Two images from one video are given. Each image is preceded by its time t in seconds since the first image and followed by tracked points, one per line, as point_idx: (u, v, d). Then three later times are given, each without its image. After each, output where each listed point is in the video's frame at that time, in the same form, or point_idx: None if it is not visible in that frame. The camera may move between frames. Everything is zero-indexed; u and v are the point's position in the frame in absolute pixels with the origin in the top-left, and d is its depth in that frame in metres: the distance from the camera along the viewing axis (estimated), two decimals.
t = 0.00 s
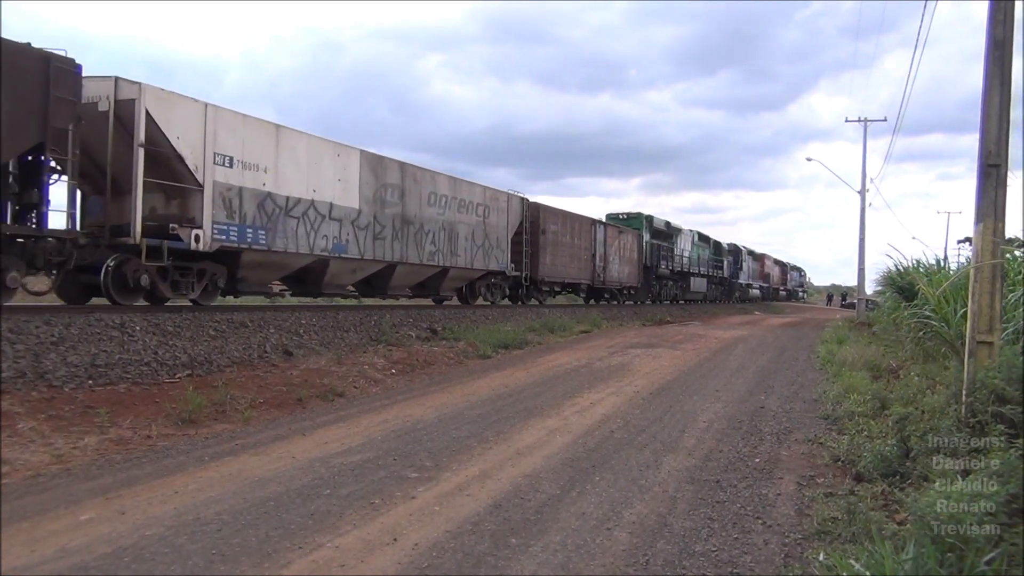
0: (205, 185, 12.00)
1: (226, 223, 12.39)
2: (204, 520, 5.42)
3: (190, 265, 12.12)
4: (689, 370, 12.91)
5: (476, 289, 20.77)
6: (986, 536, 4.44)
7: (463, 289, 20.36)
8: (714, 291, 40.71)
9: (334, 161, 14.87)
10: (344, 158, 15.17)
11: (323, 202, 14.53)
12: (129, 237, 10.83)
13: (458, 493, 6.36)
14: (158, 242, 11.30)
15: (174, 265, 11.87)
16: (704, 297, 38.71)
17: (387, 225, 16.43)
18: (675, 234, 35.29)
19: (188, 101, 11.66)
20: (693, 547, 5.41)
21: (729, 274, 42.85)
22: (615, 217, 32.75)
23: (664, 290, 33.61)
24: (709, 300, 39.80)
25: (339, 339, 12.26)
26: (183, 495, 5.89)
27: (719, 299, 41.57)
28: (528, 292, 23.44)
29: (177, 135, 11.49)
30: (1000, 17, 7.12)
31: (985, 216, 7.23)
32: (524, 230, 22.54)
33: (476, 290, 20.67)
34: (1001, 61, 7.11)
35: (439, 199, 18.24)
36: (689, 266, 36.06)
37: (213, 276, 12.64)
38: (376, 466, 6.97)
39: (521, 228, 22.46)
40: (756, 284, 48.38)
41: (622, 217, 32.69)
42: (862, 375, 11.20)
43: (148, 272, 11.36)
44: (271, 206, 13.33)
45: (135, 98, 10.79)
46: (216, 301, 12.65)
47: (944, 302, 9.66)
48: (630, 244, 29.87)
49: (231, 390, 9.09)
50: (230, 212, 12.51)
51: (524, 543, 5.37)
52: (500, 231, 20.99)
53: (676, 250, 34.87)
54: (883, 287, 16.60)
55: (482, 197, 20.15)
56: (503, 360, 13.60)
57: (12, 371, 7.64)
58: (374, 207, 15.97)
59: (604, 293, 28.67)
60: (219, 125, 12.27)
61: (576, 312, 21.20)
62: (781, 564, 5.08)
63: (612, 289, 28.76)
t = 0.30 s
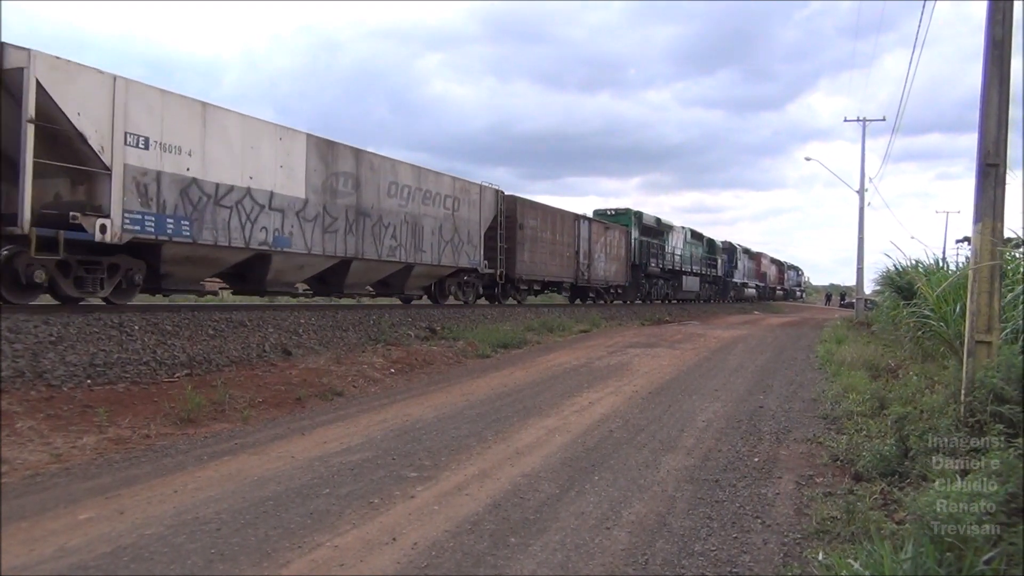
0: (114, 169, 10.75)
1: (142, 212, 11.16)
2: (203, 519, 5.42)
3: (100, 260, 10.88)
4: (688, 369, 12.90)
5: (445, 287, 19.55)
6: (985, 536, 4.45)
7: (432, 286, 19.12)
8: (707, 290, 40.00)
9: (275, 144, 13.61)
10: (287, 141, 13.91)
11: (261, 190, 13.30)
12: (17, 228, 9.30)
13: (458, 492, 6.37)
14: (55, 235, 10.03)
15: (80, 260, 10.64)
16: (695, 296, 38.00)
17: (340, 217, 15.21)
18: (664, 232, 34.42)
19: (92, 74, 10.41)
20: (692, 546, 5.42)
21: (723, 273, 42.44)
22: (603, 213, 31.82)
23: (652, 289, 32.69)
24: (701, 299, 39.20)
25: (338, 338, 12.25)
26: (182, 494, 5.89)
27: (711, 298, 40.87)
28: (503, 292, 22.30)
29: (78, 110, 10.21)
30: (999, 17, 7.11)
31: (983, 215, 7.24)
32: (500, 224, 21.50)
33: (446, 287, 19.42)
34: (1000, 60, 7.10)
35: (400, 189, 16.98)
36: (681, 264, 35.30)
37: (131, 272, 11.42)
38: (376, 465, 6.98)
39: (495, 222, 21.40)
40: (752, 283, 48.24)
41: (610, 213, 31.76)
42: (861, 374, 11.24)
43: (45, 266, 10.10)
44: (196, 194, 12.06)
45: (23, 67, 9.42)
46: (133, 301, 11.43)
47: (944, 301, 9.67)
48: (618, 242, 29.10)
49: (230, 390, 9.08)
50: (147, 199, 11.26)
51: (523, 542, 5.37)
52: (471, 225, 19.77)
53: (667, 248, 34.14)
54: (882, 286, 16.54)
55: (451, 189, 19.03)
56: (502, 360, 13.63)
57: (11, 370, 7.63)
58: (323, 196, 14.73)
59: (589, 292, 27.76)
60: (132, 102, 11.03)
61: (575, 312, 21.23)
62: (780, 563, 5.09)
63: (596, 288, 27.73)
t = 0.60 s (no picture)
0: None
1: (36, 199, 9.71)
2: (202, 519, 5.42)
3: None
4: (687, 369, 12.87)
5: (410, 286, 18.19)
6: (984, 535, 4.45)
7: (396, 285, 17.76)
8: (699, 289, 39.28)
9: (202, 127, 12.00)
10: (219, 123, 12.31)
11: (185, 176, 11.77)
12: None
13: (458, 492, 6.37)
14: None
15: None
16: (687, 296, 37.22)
17: (283, 207, 13.70)
18: (653, 229, 33.56)
19: None
20: (692, 545, 5.42)
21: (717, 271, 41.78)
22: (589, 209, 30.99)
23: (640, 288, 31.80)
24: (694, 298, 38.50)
25: (337, 338, 12.25)
26: (182, 493, 5.89)
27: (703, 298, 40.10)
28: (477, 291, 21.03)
29: None
30: (999, 16, 7.11)
31: (983, 215, 7.24)
32: (471, 218, 20.23)
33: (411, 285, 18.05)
34: (999, 60, 7.10)
35: (355, 179, 15.53)
36: (671, 262, 34.45)
37: (26, 270, 10.04)
38: (375, 464, 6.98)
39: (466, 216, 20.12)
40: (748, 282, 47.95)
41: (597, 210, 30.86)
42: (861, 373, 11.26)
43: None
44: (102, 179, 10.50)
45: None
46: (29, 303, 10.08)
47: (944, 301, 9.65)
48: (604, 239, 28.25)
49: (230, 389, 9.08)
50: (42, 183, 9.77)
51: (522, 541, 5.37)
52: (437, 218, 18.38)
53: (658, 246, 33.40)
54: (882, 285, 16.47)
55: (416, 180, 17.65)
56: (501, 359, 13.61)
57: (10, 370, 7.64)
58: (264, 184, 13.26)
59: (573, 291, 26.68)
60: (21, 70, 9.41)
61: (575, 311, 21.25)
62: (779, 563, 5.10)
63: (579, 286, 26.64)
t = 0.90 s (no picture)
0: None
1: None
2: (202, 518, 5.41)
3: None
4: (687, 369, 12.84)
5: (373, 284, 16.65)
6: (983, 535, 4.45)
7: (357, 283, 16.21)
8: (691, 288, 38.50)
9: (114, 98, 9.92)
10: (134, 96, 10.28)
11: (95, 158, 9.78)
12: None
13: (457, 491, 6.37)
14: None
15: None
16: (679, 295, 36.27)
17: (216, 194, 11.82)
18: (642, 226, 32.52)
19: None
20: (691, 545, 5.42)
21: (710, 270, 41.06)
22: (577, 206, 30.09)
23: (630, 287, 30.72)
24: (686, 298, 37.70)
25: (338, 337, 12.26)
26: (182, 492, 5.89)
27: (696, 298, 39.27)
28: (449, 289, 19.74)
29: None
30: (1000, 16, 7.10)
31: (983, 215, 7.24)
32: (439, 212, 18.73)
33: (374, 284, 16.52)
34: (1000, 60, 7.09)
35: (305, 166, 13.70)
36: (662, 260, 33.48)
37: None
38: (375, 464, 6.98)
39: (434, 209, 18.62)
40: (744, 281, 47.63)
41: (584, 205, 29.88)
42: (860, 373, 11.26)
43: None
44: None
45: None
46: None
47: (945, 300, 9.64)
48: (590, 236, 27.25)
49: (230, 388, 9.08)
50: None
51: (522, 541, 5.38)
52: (401, 210, 16.57)
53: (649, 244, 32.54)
54: (883, 286, 16.44)
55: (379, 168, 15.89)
56: (501, 359, 13.61)
57: (10, 369, 7.63)
58: (190, 169, 11.33)
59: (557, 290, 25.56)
60: None
61: (575, 310, 21.25)
62: (779, 563, 5.10)
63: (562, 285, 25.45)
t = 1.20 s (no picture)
0: None
1: None
2: (202, 518, 5.41)
3: None
4: (687, 368, 12.83)
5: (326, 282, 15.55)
6: (983, 535, 4.45)
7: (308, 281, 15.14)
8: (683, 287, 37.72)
9: None
10: (24, 66, 9.04)
11: None
12: None
13: (457, 491, 6.37)
14: None
15: None
16: (669, 295, 35.36)
17: (129, 180, 10.67)
18: (631, 223, 31.54)
19: None
20: (690, 545, 5.42)
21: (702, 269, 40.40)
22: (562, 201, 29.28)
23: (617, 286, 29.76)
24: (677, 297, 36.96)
25: (337, 336, 12.26)
26: (181, 492, 5.89)
27: (688, 297, 38.48)
28: (416, 287, 18.67)
29: None
30: (999, 15, 7.10)
31: (982, 214, 7.24)
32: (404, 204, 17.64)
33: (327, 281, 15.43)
34: (999, 59, 7.09)
35: (240, 152, 12.54)
36: (651, 258, 32.55)
37: None
38: (374, 464, 6.98)
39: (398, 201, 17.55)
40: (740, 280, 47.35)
41: (571, 200, 29.04)
42: (860, 373, 11.25)
43: None
44: None
45: None
46: None
47: (945, 299, 9.64)
48: (574, 233, 26.34)
49: (229, 388, 9.08)
50: None
51: (521, 541, 5.37)
52: (353, 202, 15.39)
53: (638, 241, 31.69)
54: (883, 286, 16.41)
55: (331, 155, 14.76)
56: (501, 359, 13.60)
57: (9, 369, 7.63)
58: (96, 150, 10.15)
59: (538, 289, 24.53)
60: None
61: (574, 310, 21.22)
62: (778, 562, 5.10)
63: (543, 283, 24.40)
